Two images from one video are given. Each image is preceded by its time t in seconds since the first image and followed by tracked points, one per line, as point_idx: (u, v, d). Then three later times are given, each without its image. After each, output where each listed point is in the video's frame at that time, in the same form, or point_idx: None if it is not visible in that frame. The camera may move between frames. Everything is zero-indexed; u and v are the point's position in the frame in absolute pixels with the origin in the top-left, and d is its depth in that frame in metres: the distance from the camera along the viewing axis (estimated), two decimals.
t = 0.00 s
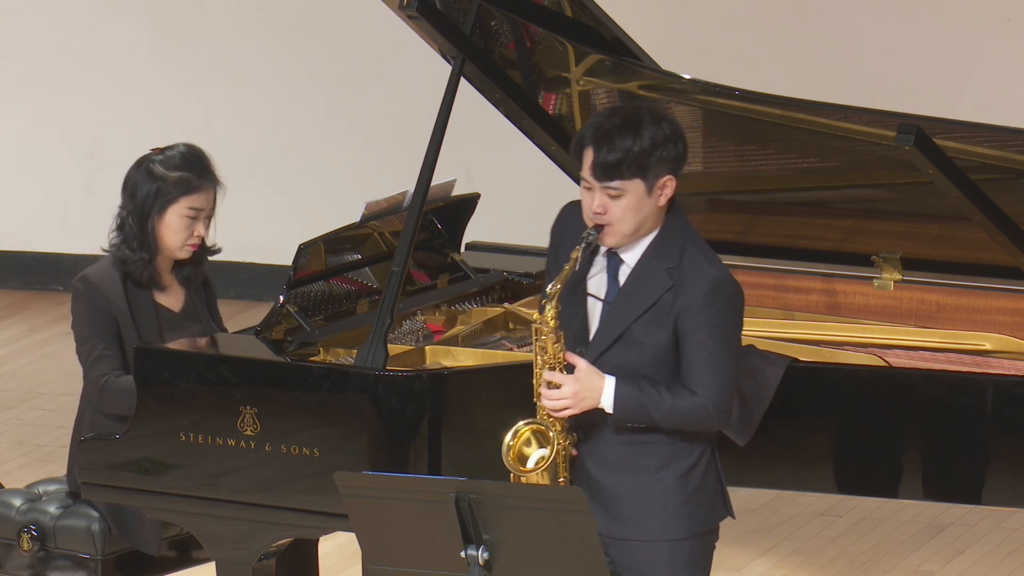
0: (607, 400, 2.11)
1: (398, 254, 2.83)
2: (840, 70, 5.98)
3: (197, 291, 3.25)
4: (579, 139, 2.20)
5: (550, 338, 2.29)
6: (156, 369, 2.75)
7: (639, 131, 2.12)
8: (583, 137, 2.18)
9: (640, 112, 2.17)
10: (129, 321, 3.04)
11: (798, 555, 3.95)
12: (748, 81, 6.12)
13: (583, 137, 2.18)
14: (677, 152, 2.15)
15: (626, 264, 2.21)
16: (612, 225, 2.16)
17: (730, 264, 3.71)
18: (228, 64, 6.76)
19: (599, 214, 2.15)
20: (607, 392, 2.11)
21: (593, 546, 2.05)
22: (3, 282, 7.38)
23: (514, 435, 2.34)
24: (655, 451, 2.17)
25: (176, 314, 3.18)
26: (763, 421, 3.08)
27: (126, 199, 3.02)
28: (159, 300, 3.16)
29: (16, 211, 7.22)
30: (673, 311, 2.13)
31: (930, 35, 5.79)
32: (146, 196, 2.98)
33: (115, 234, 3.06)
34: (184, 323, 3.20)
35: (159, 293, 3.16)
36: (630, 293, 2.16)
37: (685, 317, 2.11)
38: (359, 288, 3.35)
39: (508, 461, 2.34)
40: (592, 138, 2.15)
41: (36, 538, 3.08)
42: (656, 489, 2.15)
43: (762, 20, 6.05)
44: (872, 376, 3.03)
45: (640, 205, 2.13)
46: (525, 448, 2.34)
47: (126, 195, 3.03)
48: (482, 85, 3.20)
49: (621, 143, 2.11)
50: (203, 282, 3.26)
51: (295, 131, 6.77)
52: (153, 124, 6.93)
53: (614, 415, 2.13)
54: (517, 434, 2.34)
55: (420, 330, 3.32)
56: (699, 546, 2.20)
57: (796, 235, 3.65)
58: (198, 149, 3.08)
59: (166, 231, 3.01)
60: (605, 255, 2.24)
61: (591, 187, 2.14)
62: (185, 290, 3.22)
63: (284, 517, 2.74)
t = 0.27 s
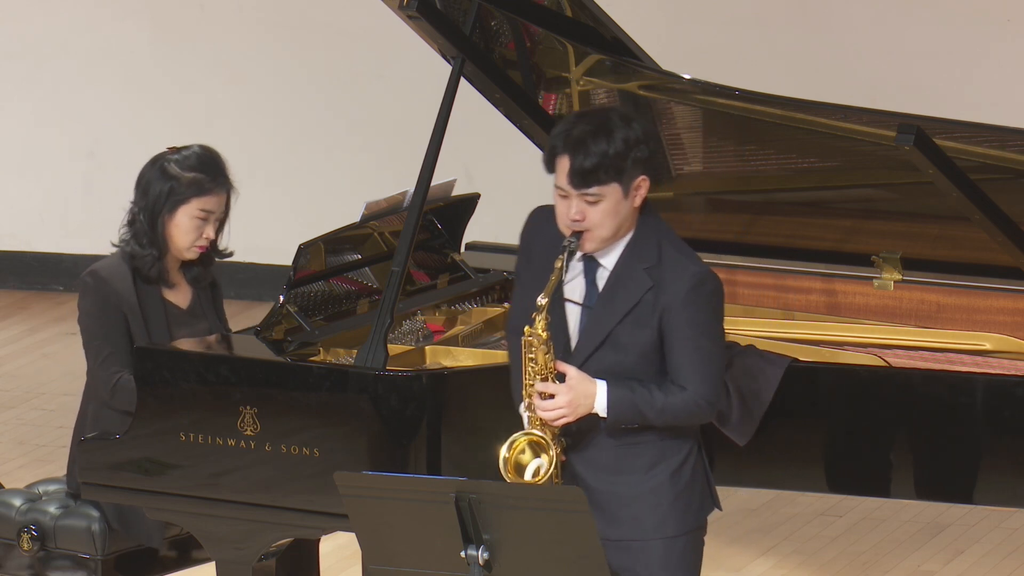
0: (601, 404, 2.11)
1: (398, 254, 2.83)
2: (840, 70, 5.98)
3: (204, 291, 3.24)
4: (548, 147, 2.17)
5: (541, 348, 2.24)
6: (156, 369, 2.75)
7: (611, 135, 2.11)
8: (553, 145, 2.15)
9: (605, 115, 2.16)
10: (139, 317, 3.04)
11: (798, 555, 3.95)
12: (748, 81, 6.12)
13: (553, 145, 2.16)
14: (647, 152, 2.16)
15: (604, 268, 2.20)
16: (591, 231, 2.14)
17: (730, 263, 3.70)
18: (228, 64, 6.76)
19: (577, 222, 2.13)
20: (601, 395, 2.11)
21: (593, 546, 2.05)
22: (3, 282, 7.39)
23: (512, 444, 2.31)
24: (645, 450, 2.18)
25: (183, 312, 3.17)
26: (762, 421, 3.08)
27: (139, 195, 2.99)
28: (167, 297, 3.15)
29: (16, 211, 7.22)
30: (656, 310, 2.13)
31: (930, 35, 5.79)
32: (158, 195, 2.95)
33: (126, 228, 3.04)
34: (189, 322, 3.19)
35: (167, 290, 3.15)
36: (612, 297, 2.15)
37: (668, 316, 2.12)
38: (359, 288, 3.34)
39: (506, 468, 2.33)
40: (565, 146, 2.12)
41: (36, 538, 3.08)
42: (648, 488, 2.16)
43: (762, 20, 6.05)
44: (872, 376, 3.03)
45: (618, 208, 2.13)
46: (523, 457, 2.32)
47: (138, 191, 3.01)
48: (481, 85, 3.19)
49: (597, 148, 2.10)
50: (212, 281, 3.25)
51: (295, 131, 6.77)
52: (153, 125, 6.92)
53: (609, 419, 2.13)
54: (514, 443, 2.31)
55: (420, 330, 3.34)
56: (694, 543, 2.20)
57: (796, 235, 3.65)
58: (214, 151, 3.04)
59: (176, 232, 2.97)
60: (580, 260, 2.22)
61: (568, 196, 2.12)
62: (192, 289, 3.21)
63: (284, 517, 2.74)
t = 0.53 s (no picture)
0: (608, 407, 2.07)
1: (398, 254, 2.83)
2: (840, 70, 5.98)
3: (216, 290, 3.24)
4: (508, 164, 2.06)
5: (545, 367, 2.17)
6: (156, 369, 2.75)
7: (570, 139, 2.01)
8: (516, 162, 2.04)
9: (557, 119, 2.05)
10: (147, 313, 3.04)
11: (798, 555, 3.95)
12: (748, 81, 6.13)
13: (515, 162, 2.04)
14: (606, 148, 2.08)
15: (579, 276, 2.15)
16: (568, 241, 2.07)
17: (730, 263, 3.73)
18: (228, 64, 6.76)
19: (553, 236, 2.04)
20: (607, 399, 2.07)
21: (592, 546, 2.05)
22: (3, 282, 7.39)
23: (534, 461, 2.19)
24: (645, 444, 2.17)
25: (192, 310, 3.18)
26: (763, 421, 3.08)
27: (157, 192, 3.00)
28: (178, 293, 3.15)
29: (16, 211, 7.22)
30: (640, 306, 2.09)
31: (930, 35, 5.79)
32: (176, 194, 2.96)
33: (142, 223, 3.05)
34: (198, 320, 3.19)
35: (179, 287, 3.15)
36: (592, 303, 2.10)
37: (653, 310, 2.08)
38: (359, 287, 3.33)
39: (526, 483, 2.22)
40: (530, 162, 2.02)
41: (36, 538, 3.08)
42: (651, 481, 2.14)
43: (763, 20, 6.05)
44: (872, 376, 3.03)
45: (591, 213, 2.06)
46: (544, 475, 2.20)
47: (157, 187, 3.02)
48: (481, 85, 3.18)
49: (561, 156, 2.00)
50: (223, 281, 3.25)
51: (294, 131, 6.77)
52: (153, 125, 6.92)
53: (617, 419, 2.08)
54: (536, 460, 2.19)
55: (420, 330, 3.39)
56: (693, 536, 2.20)
57: (796, 235, 3.65)
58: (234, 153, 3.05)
59: (192, 231, 2.99)
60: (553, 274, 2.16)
61: (541, 212, 2.02)
62: (203, 288, 3.22)
63: (284, 517, 2.74)
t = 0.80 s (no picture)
0: (603, 423, 2.05)
1: (398, 254, 2.83)
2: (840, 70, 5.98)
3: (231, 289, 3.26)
4: (458, 208, 2.00)
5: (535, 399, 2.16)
6: (155, 369, 2.75)
7: (513, 170, 1.97)
8: (465, 204, 1.98)
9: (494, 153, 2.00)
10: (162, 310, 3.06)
11: (798, 555, 3.95)
12: (748, 81, 6.13)
13: (464, 203, 1.99)
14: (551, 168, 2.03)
15: (548, 301, 2.14)
16: (532, 269, 2.02)
17: (729, 264, 3.79)
18: (228, 64, 6.76)
19: (515, 268, 2.00)
20: (601, 416, 2.05)
21: (593, 546, 2.05)
22: (3, 282, 7.39)
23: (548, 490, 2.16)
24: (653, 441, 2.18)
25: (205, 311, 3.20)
26: (763, 421, 3.08)
27: (177, 192, 2.99)
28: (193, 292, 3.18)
29: (16, 211, 7.22)
30: (616, 316, 2.08)
31: (930, 35, 5.79)
32: (196, 197, 2.95)
33: (161, 222, 3.04)
34: (212, 318, 3.22)
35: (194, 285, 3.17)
36: (569, 322, 2.09)
37: (630, 317, 2.08)
38: (358, 288, 3.30)
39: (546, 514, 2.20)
40: (480, 201, 1.96)
41: (36, 538, 3.08)
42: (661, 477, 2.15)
43: (763, 20, 6.05)
44: (872, 376, 3.03)
45: (548, 237, 2.01)
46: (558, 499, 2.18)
47: (178, 187, 3.01)
48: (481, 85, 3.22)
49: (508, 190, 1.95)
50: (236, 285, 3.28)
51: (294, 131, 6.77)
52: (153, 125, 6.92)
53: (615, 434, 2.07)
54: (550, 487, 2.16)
55: (420, 330, 3.40)
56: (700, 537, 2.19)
57: (796, 235, 3.65)
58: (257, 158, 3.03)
59: (210, 233, 2.98)
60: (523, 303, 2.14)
61: (499, 248, 1.97)
62: (216, 290, 3.25)
63: (285, 517, 2.74)
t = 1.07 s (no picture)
0: (576, 451, 2.09)
1: (398, 254, 2.83)
2: (840, 69, 5.98)
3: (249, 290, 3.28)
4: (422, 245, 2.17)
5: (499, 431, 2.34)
6: (155, 369, 2.75)
7: (467, 208, 2.09)
8: (425, 240, 2.14)
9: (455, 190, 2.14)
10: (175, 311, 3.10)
11: (798, 555, 3.95)
12: (748, 81, 6.13)
13: (425, 239, 2.15)
14: (512, 205, 2.13)
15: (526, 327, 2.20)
16: (491, 300, 2.14)
17: (730, 265, 3.82)
18: (228, 64, 6.76)
19: (474, 299, 2.12)
20: (573, 445, 2.09)
21: (593, 546, 2.05)
22: (3, 282, 7.38)
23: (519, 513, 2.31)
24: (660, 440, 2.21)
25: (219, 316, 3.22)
26: (763, 422, 3.08)
27: (195, 195, 2.99)
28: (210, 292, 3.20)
29: (16, 211, 7.22)
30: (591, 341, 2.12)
31: (930, 34, 5.79)
32: (212, 200, 2.95)
33: (182, 225, 3.05)
34: (228, 319, 3.24)
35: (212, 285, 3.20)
36: (547, 346, 2.14)
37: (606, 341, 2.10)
38: (359, 288, 3.32)
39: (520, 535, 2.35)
40: (433, 237, 2.11)
41: (36, 538, 3.08)
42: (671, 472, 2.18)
43: (763, 19, 6.05)
44: (872, 376, 3.03)
45: (504, 269, 2.12)
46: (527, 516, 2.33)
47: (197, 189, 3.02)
48: (481, 84, 3.22)
49: (459, 226, 2.08)
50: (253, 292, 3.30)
51: (294, 131, 6.77)
52: (153, 125, 6.92)
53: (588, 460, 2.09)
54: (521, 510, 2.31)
55: (420, 329, 3.39)
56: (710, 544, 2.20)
57: (796, 235, 3.65)
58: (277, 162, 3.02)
59: (227, 236, 2.98)
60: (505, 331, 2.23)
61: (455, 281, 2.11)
62: (234, 295, 3.26)
63: (285, 517, 2.74)
